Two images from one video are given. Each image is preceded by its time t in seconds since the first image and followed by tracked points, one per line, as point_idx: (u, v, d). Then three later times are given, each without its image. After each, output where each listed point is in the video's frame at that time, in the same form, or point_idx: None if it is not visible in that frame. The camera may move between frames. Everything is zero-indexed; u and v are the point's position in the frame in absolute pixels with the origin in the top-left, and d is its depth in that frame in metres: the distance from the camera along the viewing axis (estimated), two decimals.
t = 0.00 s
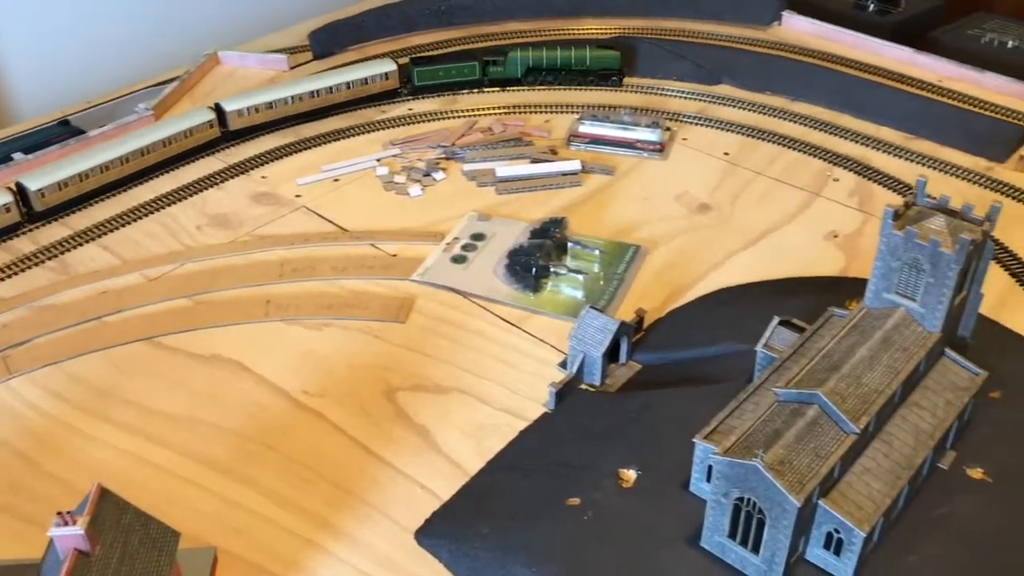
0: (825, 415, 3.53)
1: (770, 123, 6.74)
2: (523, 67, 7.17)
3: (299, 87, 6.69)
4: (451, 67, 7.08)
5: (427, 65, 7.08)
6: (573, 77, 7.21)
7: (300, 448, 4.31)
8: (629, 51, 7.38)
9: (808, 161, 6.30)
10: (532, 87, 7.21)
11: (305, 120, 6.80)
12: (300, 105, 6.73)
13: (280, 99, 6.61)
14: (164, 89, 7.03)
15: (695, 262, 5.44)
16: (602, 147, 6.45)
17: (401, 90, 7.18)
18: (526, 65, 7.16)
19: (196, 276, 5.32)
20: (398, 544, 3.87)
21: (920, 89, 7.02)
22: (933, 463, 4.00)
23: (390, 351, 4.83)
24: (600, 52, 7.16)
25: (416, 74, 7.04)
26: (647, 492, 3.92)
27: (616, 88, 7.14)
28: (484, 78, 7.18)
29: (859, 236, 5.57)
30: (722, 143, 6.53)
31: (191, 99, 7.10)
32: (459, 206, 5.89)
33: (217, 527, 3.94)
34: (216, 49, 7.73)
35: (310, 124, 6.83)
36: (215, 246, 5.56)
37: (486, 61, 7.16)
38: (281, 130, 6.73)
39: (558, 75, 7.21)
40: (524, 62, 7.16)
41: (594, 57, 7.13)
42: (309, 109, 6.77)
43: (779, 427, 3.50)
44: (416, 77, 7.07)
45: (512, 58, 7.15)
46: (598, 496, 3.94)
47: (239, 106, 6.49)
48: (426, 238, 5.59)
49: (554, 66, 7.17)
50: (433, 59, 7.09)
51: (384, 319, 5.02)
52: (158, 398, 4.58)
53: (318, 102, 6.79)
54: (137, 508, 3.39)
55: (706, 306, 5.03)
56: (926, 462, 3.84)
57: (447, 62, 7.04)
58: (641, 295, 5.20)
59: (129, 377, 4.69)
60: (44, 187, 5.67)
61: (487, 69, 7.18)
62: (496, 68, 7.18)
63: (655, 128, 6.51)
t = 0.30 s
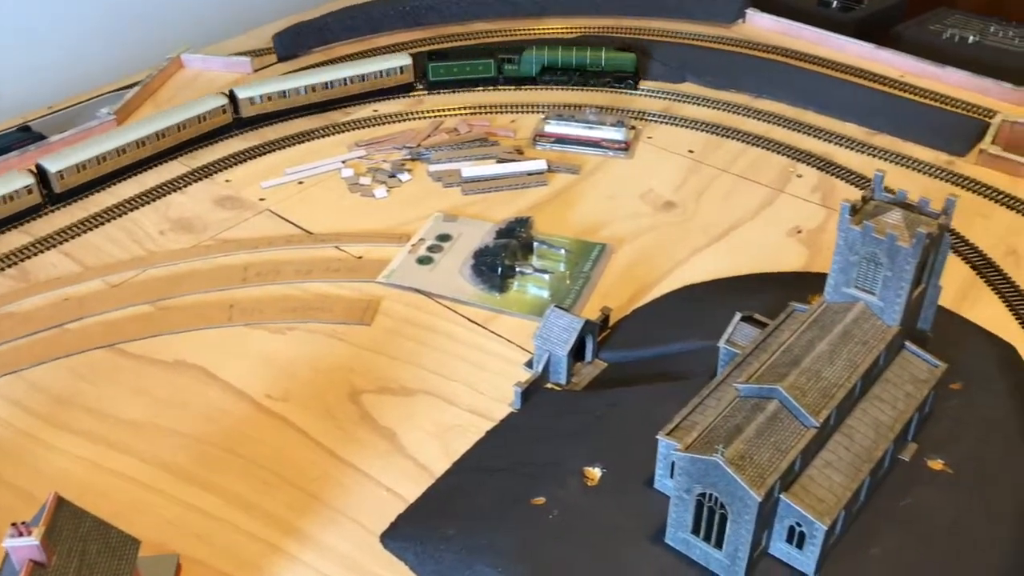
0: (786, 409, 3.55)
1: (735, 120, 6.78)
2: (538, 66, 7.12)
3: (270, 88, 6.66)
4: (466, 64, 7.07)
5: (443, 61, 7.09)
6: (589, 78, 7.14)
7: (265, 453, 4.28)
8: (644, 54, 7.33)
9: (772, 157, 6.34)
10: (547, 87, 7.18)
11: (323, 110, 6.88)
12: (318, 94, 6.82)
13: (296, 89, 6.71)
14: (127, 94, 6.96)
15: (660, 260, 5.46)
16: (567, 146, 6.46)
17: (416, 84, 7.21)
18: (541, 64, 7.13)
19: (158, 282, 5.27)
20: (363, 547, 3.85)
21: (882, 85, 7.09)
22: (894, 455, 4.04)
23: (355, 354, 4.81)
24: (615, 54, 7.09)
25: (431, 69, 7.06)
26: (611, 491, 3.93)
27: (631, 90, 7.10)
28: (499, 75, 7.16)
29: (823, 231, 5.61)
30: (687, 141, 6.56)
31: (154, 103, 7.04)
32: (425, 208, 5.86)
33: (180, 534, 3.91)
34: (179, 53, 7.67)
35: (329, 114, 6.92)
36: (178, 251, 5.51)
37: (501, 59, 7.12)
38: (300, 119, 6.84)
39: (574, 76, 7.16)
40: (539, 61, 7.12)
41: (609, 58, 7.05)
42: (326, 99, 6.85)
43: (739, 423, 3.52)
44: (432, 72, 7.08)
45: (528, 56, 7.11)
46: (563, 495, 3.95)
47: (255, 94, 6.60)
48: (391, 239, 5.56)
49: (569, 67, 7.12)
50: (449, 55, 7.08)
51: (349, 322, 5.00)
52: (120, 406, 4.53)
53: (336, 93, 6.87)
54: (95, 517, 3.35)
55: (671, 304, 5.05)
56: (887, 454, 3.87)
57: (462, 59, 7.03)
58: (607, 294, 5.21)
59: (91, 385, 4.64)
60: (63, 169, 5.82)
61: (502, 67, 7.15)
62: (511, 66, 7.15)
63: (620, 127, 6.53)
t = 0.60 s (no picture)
0: (749, 404, 3.57)
1: (702, 118, 6.80)
2: (553, 66, 7.10)
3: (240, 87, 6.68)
4: (481, 62, 7.08)
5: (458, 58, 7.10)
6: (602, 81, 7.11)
7: (230, 459, 4.24)
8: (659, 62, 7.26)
9: (737, 154, 6.38)
10: (560, 88, 7.14)
11: (337, 103, 6.95)
12: (332, 87, 6.88)
13: (310, 80, 6.77)
14: (89, 98, 6.90)
15: (628, 258, 5.47)
16: (535, 146, 6.46)
17: (433, 80, 7.24)
18: (556, 65, 7.10)
19: (121, 288, 5.21)
20: (330, 551, 3.83)
21: (846, 81, 7.15)
22: (858, 448, 4.06)
23: (322, 358, 4.78)
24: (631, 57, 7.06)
25: (446, 67, 7.07)
26: (578, 490, 3.93)
27: (647, 95, 7.04)
28: (515, 74, 7.16)
29: (788, 227, 5.66)
30: (653, 139, 6.58)
31: (117, 107, 6.97)
32: (392, 210, 5.83)
33: (145, 542, 3.87)
34: (144, 57, 7.61)
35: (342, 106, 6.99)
36: (142, 257, 5.46)
37: (517, 58, 7.12)
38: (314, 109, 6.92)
39: (589, 78, 7.14)
40: (554, 61, 7.09)
41: (624, 61, 7.03)
42: (340, 92, 6.92)
43: (703, 419, 3.54)
44: (448, 70, 7.10)
45: (543, 57, 7.10)
46: (530, 494, 3.95)
47: (268, 83, 6.69)
48: (357, 242, 5.54)
49: (583, 69, 7.10)
50: (464, 52, 7.09)
51: (315, 325, 4.97)
52: (83, 414, 4.47)
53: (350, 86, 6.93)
54: (54, 528, 3.31)
55: (638, 302, 5.06)
56: (852, 447, 3.90)
57: (477, 57, 7.04)
58: (574, 293, 5.21)
59: (53, 393, 4.58)
60: (79, 151, 5.97)
61: (518, 66, 7.15)
62: (525, 65, 7.14)
63: (587, 126, 6.55)
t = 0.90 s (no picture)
0: (711, 401, 3.59)
1: (668, 117, 6.82)
2: (567, 70, 6.98)
3: (205, 92, 6.58)
4: (496, 63, 7.01)
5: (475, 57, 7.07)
6: (616, 86, 6.98)
7: (195, 466, 4.21)
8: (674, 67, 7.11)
9: (703, 152, 6.41)
10: (576, 91, 7.08)
11: (348, 99, 7.00)
12: (345, 82, 6.92)
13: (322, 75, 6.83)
14: (50, 104, 6.81)
15: (595, 258, 5.48)
16: (502, 146, 6.45)
17: (449, 77, 7.25)
18: (569, 70, 6.98)
19: (84, 296, 5.16)
20: (296, 557, 3.80)
21: (810, 77, 7.20)
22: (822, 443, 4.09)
23: (287, 362, 4.75)
24: (643, 66, 6.82)
25: (461, 65, 7.06)
26: (544, 490, 3.93)
27: (660, 104, 6.95)
28: (530, 75, 7.09)
29: (753, 225, 5.70)
30: (620, 138, 6.59)
31: (80, 113, 6.90)
32: (358, 212, 5.81)
33: (108, 552, 3.83)
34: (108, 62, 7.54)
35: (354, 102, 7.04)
36: (105, 263, 5.40)
37: (532, 59, 7.01)
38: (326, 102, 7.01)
39: (604, 82, 6.98)
40: (569, 65, 6.96)
41: (638, 68, 6.82)
42: (352, 88, 6.96)
43: (666, 417, 3.55)
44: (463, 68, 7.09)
45: (558, 60, 6.97)
46: (496, 495, 3.94)
47: (280, 77, 6.76)
48: (323, 245, 5.51)
49: (597, 74, 6.95)
50: (481, 51, 7.05)
51: (280, 330, 4.94)
52: (45, 423, 4.42)
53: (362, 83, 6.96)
54: (11, 539, 3.27)
55: (604, 301, 5.08)
56: (815, 441, 3.93)
57: (492, 56, 7.00)
58: (541, 293, 5.21)
59: (15, 403, 4.52)
60: (91, 136, 6.11)
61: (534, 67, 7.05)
62: (541, 66, 7.03)
63: (554, 126, 6.54)
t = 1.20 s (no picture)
0: (676, 396, 3.60)
1: (635, 115, 6.84)
2: (582, 74, 6.90)
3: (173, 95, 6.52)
4: (512, 63, 7.00)
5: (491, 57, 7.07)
6: (630, 92, 6.87)
7: (161, 473, 4.17)
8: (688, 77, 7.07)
9: (670, 150, 6.43)
10: (592, 95, 7.00)
11: (365, 94, 7.03)
12: (361, 77, 6.95)
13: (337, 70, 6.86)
14: (12, 110, 6.73)
15: (563, 256, 5.49)
16: (470, 145, 6.44)
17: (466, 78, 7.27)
18: (585, 74, 6.90)
19: (48, 302, 5.11)
20: (264, 561, 3.78)
21: (776, 74, 7.24)
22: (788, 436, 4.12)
23: (254, 367, 4.72)
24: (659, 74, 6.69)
25: (477, 64, 7.06)
26: (512, 489, 3.93)
27: (675, 112, 6.81)
28: (546, 77, 7.06)
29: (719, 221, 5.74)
30: (588, 136, 6.61)
31: (43, 119, 6.82)
32: (325, 214, 5.78)
33: (72, 561, 3.79)
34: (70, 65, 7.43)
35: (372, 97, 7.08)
36: (69, 269, 5.35)
37: (548, 62, 6.98)
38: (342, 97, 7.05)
39: (618, 88, 6.90)
40: (584, 69, 6.88)
41: (653, 75, 6.69)
42: (368, 84, 6.99)
43: (631, 414, 3.56)
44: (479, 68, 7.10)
45: (574, 63, 6.90)
46: (464, 495, 3.94)
47: (296, 71, 6.80)
48: (290, 247, 5.48)
49: (613, 80, 6.83)
50: (497, 51, 7.04)
51: (247, 334, 4.91)
52: (8, 433, 4.37)
53: (378, 78, 7.00)
54: None
55: (572, 299, 5.09)
56: (781, 435, 3.95)
57: (507, 57, 6.99)
58: (509, 292, 5.20)
59: None
60: (105, 121, 6.23)
61: (550, 69, 7.01)
62: (557, 70, 6.98)
63: (522, 125, 6.54)
